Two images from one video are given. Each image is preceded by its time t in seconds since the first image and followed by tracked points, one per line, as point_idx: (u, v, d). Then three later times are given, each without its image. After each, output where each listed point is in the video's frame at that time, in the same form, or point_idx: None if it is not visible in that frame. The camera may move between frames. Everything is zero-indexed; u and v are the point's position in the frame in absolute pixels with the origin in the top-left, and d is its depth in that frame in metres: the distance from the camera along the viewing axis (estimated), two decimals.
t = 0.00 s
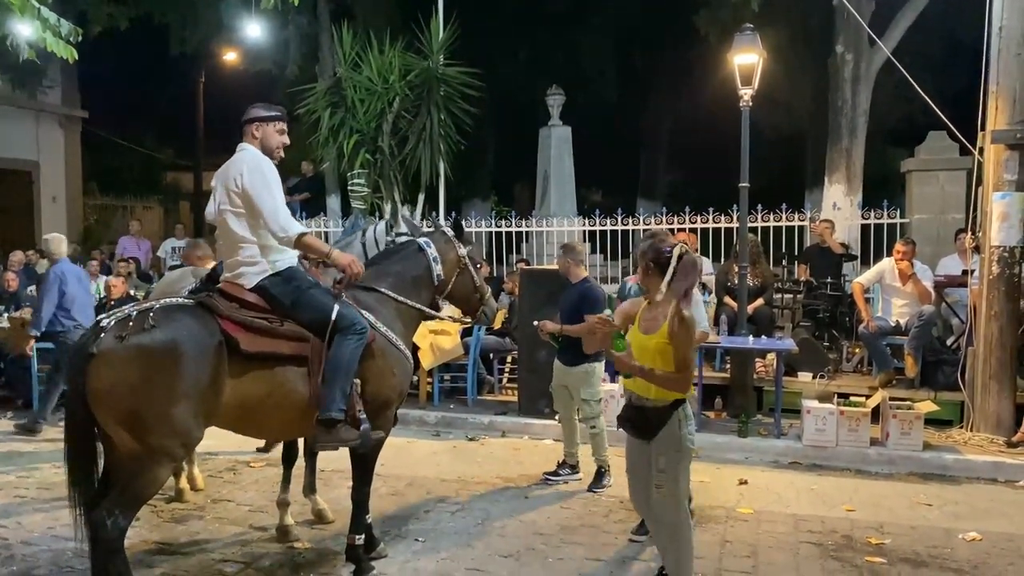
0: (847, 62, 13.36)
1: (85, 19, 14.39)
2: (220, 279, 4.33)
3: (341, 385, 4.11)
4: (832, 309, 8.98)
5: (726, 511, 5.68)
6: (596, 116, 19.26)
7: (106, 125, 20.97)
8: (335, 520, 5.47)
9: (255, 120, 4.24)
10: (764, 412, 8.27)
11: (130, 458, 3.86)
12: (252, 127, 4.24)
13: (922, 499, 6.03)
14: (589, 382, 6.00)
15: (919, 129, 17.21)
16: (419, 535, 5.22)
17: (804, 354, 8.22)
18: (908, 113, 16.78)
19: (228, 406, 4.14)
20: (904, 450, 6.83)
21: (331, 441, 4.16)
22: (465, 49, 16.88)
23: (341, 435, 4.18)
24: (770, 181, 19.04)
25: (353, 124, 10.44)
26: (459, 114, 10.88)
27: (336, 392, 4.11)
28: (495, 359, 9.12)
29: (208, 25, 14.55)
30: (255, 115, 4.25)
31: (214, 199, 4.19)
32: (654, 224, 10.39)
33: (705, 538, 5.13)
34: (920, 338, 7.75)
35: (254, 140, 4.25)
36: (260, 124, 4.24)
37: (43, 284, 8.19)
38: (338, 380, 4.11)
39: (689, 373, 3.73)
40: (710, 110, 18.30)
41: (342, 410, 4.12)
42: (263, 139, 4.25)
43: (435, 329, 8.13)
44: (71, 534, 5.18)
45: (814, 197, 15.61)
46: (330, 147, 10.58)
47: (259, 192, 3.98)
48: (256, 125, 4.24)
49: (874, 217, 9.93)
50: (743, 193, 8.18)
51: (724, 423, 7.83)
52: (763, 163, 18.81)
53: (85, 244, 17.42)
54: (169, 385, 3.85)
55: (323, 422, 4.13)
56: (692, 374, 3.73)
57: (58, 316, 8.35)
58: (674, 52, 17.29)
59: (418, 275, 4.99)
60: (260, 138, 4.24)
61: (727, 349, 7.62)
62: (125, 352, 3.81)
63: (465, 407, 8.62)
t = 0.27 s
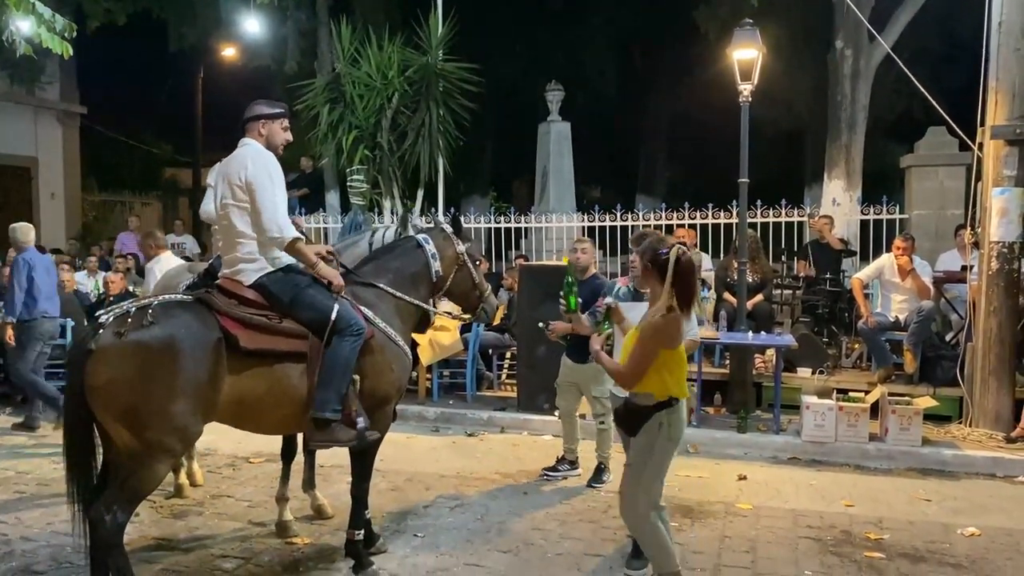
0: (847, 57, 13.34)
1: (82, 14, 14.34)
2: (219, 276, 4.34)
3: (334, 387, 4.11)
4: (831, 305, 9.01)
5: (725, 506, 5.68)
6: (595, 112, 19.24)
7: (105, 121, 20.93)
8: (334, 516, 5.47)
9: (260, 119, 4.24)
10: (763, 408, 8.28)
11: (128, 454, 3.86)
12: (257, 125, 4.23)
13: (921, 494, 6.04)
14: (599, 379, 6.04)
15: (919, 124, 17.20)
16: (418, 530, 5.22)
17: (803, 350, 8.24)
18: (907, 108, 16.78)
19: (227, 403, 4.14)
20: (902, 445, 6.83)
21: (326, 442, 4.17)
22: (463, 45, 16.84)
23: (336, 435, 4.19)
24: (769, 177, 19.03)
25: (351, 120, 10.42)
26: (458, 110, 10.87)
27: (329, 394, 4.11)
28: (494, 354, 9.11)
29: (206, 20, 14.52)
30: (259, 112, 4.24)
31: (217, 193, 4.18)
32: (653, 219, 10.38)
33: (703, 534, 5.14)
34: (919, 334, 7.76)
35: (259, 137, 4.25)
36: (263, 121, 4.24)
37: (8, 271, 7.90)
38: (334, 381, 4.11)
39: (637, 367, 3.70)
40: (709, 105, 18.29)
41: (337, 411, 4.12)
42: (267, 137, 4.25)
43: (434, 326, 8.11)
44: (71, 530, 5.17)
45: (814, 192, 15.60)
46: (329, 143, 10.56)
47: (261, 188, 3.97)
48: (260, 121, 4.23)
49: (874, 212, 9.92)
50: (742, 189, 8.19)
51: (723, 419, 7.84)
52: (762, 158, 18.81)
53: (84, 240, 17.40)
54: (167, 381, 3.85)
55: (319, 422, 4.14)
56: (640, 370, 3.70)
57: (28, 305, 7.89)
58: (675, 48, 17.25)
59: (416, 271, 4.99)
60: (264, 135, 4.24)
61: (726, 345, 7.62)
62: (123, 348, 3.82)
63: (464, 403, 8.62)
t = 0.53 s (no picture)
0: (846, 53, 13.33)
1: (81, 10, 14.31)
2: (222, 271, 4.34)
3: (326, 385, 4.10)
4: (830, 301, 9.03)
5: (726, 502, 5.69)
6: (594, 107, 19.22)
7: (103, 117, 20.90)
8: (335, 513, 5.47)
9: (264, 115, 4.24)
10: (762, 404, 8.29)
11: (132, 451, 3.87)
12: (260, 122, 4.23)
13: (922, 489, 6.05)
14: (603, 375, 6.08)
15: (918, 120, 17.19)
16: (419, 527, 5.23)
17: (803, 346, 8.30)
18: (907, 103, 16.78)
19: (229, 399, 4.14)
20: (903, 441, 6.85)
21: (319, 435, 4.19)
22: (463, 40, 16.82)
23: (327, 431, 4.19)
24: (768, 172, 19.02)
25: (351, 116, 10.41)
26: (457, 106, 10.86)
27: (320, 391, 4.09)
28: (494, 350, 9.11)
29: (205, 16, 14.48)
30: (262, 109, 4.24)
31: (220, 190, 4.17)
32: (653, 215, 10.37)
33: (705, 530, 5.15)
34: (918, 330, 7.77)
35: (263, 133, 4.26)
36: (267, 118, 4.23)
37: None
38: (326, 377, 4.09)
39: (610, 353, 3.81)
40: (708, 101, 18.27)
41: (327, 407, 4.10)
42: (269, 134, 4.25)
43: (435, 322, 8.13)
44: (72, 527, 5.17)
45: (813, 188, 15.60)
46: (328, 139, 10.55)
47: (265, 182, 3.97)
48: (263, 118, 4.23)
49: (874, 208, 9.92)
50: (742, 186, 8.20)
51: (724, 415, 7.84)
52: (761, 154, 18.80)
53: (83, 237, 17.39)
54: (171, 378, 3.86)
55: (311, 417, 4.14)
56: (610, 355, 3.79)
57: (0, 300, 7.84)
58: (675, 44, 17.22)
59: (416, 267, 4.98)
60: (266, 132, 4.25)
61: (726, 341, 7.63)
62: (128, 344, 3.82)
63: (464, 399, 8.63)
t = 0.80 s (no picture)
0: (845, 50, 13.33)
1: (77, 8, 14.26)
2: (222, 268, 4.32)
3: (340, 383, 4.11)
4: (829, 298, 9.05)
5: (727, 500, 5.70)
6: (592, 104, 19.21)
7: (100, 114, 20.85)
8: (337, 511, 5.47)
9: (270, 112, 4.21)
10: (762, 401, 8.29)
11: (133, 449, 3.86)
12: (267, 119, 4.20)
13: (922, 487, 6.06)
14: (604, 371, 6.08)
15: (916, 117, 17.20)
16: (421, 525, 5.22)
17: (803, 343, 8.34)
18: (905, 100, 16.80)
19: (231, 396, 4.13)
20: (903, 438, 6.86)
21: (342, 433, 4.17)
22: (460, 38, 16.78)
23: (349, 426, 4.18)
24: (766, 169, 19.04)
25: (349, 113, 10.39)
26: (456, 103, 10.84)
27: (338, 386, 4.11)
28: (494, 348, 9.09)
29: (203, 13, 14.44)
30: (270, 104, 4.21)
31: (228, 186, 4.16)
32: (653, 213, 10.36)
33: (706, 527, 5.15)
34: (918, 327, 7.78)
35: (270, 131, 4.23)
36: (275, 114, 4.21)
37: None
38: (341, 372, 4.10)
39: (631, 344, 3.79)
40: (706, 98, 18.27)
41: (349, 401, 4.13)
42: (276, 130, 4.24)
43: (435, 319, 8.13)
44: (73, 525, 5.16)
45: (811, 185, 15.62)
46: (327, 137, 10.53)
47: (280, 179, 3.99)
48: (270, 113, 4.21)
49: (873, 205, 9.92)
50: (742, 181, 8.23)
51: (723, 412, 7.85)
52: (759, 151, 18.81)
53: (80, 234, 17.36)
54: (173, 375, 3.84)
55: (331, 415, 4.14)
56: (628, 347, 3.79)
57: None
58: (673, 41, 17.21)
59: (404, 254, 4.89)
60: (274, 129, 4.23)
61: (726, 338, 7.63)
62: (128, 342, 3.80)
63: (464, 397, 8.62)
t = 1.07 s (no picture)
0: (846, 48, 13.32)
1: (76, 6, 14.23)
2: (226, 266, 4.31)
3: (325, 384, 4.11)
4: (830, 297, 9.06)
5: (728, 499, 5.70)
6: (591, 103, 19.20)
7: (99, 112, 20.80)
8: (338, 510, 5.46)
9: (287, 111, 4.25)
10: (763, 400, 8.28)
11: (137, 450, 3.85)
12: (283, 117, 4.24)
13: (923, 486, 6.06)
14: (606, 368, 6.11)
15: (916, 115, 17.21)
16: (422, 524, 5.21)
17: (805, 341, 8.35)
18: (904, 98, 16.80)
19: (235, 397, 4.12)
20: (903, 437, 6.86)
21: (316, 432, 4.18)
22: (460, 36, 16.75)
23: (329, 429, 4.17)
24: (766, 168, 19.05)
25: (349, 112, 10.37)
26: (456, 101, 10.83)
27: (322, 387, 4.11)
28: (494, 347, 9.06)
29: (202, 11, 14.42)
30: (286, 104, 4.25)
31: (239, 184, 4.13)
32: (653, 211, 10.34)
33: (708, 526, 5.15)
34: (918, 326, 7.77)
35: (286, 130, 4.27)
36: (291, 113, 4.25)
37: None
38: (330, 375, 4.11)
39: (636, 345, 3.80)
40: (705, 96, 18.27)
41: (330, 403, 4.12)
42: (289, 130, 4.28)
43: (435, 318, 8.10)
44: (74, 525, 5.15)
45: (811, 184, 15.62)
46: (327, 135, 10.51)
47: (303, 175, 4.05)
48: (286, 113, 4.26)
49: (874, 204, 9.91)
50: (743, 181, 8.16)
51: (724, 411, 7.84)
52: (758, 149, 18.81)
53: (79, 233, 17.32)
54: (177, 375, 3.83)
55: (310, 414, 4.15)
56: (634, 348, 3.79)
57: None
58: (674, 39, 17.19)
59: (411, 255, 4.85)
60: (288, 128, 4.27)
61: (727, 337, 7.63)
62: (133, 342, 3.80)
63: (464, 396, 8.61)
